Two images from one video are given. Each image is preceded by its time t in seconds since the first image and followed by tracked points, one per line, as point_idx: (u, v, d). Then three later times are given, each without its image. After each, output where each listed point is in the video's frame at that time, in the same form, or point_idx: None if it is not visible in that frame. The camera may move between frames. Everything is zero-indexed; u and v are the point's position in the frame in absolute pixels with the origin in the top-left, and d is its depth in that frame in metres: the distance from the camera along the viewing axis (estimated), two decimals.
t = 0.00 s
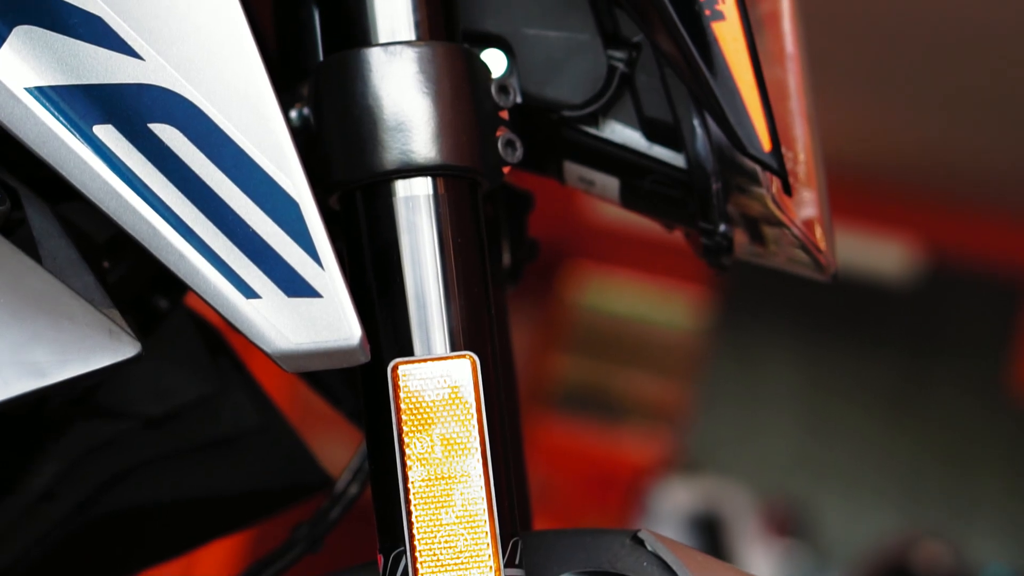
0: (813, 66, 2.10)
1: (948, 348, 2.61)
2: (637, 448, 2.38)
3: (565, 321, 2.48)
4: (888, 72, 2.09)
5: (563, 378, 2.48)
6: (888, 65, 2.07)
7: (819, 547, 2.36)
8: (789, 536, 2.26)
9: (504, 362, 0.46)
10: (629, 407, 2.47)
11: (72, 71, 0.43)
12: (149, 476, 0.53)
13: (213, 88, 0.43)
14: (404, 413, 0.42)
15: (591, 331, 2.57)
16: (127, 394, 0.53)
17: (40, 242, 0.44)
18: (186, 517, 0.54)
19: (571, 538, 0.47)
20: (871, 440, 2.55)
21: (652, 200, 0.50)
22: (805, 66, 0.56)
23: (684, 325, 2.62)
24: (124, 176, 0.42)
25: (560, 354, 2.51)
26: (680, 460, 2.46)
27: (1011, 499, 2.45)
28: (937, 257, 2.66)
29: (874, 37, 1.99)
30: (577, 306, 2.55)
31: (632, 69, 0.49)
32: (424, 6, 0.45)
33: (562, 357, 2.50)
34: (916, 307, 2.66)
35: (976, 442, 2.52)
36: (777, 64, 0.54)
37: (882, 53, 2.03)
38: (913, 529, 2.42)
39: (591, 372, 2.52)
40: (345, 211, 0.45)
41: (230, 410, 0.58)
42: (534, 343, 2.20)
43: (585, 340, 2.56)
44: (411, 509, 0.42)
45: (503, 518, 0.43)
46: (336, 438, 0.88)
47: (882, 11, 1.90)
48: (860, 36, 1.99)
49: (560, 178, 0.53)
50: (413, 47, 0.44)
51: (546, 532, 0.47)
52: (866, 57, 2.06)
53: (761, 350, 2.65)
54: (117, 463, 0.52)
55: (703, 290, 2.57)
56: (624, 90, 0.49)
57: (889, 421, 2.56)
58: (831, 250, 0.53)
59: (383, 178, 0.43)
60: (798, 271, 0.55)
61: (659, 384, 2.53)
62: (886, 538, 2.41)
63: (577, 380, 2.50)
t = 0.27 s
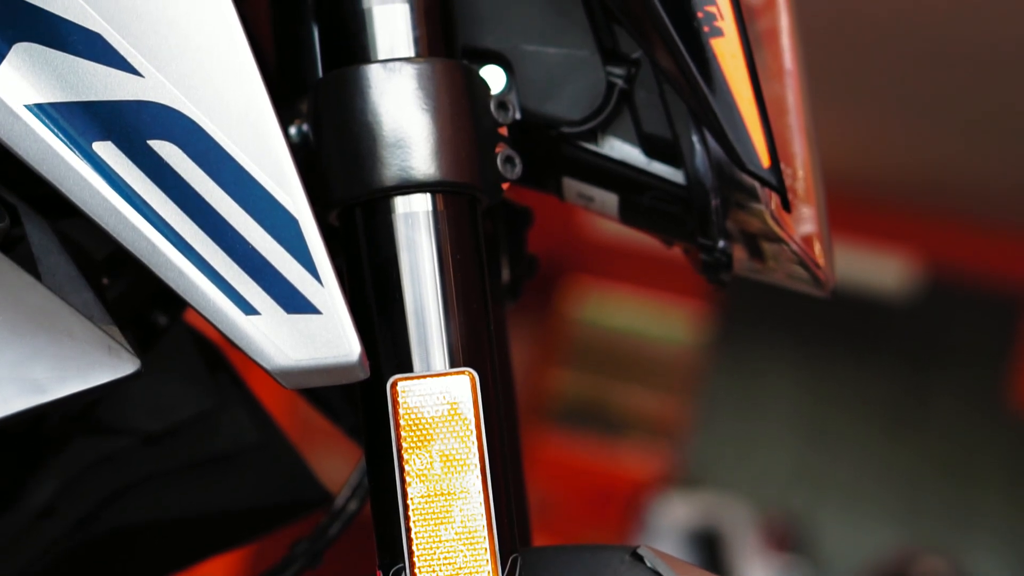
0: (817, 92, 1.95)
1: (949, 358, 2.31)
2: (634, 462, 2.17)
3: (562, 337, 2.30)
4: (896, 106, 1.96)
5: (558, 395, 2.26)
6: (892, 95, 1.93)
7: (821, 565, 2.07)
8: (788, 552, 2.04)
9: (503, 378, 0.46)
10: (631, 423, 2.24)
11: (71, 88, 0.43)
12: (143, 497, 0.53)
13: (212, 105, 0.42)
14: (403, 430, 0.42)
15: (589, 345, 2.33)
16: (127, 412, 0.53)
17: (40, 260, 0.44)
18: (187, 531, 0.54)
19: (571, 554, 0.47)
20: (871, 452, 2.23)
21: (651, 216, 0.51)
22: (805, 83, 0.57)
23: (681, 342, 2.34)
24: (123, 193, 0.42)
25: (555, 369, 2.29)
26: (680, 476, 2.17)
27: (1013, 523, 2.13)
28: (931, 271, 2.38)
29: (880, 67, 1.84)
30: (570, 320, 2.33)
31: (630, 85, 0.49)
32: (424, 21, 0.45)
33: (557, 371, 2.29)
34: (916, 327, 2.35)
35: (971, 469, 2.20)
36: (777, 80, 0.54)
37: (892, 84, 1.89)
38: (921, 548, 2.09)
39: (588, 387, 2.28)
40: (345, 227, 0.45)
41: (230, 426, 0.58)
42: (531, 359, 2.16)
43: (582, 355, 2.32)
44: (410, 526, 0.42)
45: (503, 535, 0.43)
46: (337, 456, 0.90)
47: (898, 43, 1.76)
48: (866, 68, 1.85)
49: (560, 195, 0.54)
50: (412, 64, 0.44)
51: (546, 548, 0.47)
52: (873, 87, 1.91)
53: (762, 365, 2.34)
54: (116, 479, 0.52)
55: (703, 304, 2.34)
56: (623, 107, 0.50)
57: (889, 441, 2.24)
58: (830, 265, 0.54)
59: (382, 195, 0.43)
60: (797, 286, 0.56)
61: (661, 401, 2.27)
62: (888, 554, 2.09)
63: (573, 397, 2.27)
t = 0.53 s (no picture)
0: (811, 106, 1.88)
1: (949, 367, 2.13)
2: (632, 478, 2.18)
3: (560, 350, 2.30)
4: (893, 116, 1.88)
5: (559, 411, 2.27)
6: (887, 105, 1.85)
7: None
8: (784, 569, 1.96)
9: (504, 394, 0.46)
10: (630, 439, 2.25)
11: (72, 105, 0.43)
12: (144, 513, 0.54)
13: (212, 123, 0.43)
14: (403, 447, 0.42)
15: (590, 360, 2.33)
16: (127, 428, 0.54)
17: (40, 276, 0.44)
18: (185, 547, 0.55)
19: (572, 570, 0.47)
20: (869, 465, 2.10)
21: (650, 232, 0.51)
22: (804, 98, 0.56)
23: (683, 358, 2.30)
24: (123, 211, 0.42)
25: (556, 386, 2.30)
26: (679, 491, 2.12)
27: (1019, 538, 1.99)
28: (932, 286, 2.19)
29: (875, 72, 1.77)
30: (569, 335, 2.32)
31: (630, 102, 0.50)
32: (423, 39, 0.45)
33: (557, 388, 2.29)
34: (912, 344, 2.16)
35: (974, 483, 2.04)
36: (775, 97, 0.55)
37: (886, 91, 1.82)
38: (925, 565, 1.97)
39: (588, 403, 2.29)
40: (345, 244, 0.45)
41: (229, 445, 0.57)
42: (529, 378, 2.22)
43: (581, 372, 2.32)
44: (410, 542, 0.42)
45: (504, 552, 0.43)
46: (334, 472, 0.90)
47: (889, 47, 1.70)
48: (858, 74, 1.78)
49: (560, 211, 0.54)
50: (411, 80, 0.44)
51: (549, 564, 0.47)
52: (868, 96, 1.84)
53: (762, 375, 2.19)
54: (115, 496, 0.53)
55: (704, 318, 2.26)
56: (622, 123, 0.50)
57: (889, 453, 2.10)
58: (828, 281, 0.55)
59: (381, 212, 0.43)
60: (796, 302, 0.57)
61: (662, 416, 2.27)
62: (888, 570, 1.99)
63: (574, 413, 2.27)
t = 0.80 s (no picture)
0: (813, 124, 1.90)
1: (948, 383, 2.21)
2: (632, 493, 2.19)
3: (559, 367, 2.32)
4: (895, 136, 1.89)
5: (559, 428, 2.29)
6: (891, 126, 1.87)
7: None
8: None
9: (502, 410, 0.46)
10: (629, 454, 2.27)
11: (71, 122, 0.42)
12: (143, 531, 0.54)
13: (211, 140, 0.43)
14: (401, 463, 0.42)
15: (590, 376, 2.35)
16: (127, 445, 0.53)
17: (39, 294, 0.44)
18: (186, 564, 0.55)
19: None
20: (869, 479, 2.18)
21: (648, 249, 0.52)
22: (801, 115, 0.56)
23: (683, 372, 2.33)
24: (121, 228, 0.42)
25: (556, 402, 2.31)
26: (676, 506, 2.18)
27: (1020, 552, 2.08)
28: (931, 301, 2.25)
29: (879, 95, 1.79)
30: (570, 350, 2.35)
31: (627, 118, 0.50)
32: (422, 55, 0.45)
33: (556, 404, 2.31)
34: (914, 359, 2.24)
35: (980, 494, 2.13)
36: (773, 113, 0.55)
37: (893, 96, 1.78)
38: None
39: (588, 420, 2.30)
40: (343, 261, 0.45)
41: (228, 462, 0.57)
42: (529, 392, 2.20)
43: (580, 387, 2.34)
44: (408, 559, 0.42)
45: (502, 571, 0.42)
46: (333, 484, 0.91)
47: (892, 71, 1.71)
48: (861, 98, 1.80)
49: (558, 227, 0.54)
50: (410, 97, 0.44)
51: None
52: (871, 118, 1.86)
53: (759, 397, 2.28)
54: (113, 515, 0.53)
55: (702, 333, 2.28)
56: (620, 141, 0.50)
57: (888, 466, 2.18)
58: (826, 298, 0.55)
59: (379, 229, 0.43)
60: (796, 318, 0.57)
61: (660, 431, 2.29)
62: None
63: (574, 430, 2.29)
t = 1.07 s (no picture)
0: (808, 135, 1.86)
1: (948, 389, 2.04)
2: (631, 512, 1.92)
3: (556, 382, 2.04)
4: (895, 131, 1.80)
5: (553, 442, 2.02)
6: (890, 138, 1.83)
7: None
8: None
9: (500, 428, 0.46)
10: (628, 469, 2.01)
11: (69, 140, 0.42)
12: (143, 548, 0.55)
13: (210, 158, 0.43)
14: (400, 480, 0.42)
15: (589, 393, 2.07)
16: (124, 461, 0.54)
17: (37, 312, 0.44)
18: None
19: None
20: (870, 489, 1.98)
21: (647, 265, 0.52)
22: (801, 130, 0.57)
23: (683, 389, 2.08)
24: (120, 246, 0.42)
25: (552, 416, 2.04)
26: (677, 522, 1.94)
27: None
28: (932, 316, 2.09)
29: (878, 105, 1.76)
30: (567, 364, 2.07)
31: (626, 135, 0.50)
32: (421, 72, 0.45)
33: (553, 418, 2.03)
34: (916, 374, 2.06)
35: (981, 508, 1.93)
36: (773, 129, 0.55)
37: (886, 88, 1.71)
38: None
39: (585, 435, 2.03)
40: (342, 278, 0.45)
41: (227, 478, 0.57)
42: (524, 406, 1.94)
43: (579, 402, 2.06)
44: None
45: None
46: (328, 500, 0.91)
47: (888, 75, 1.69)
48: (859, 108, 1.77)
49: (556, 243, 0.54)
50: (409, 114, 0.44)
51: None
52: (870, 130, 1.83)
53: (757, 408, 2.07)
54: (112, 531, 0.54)
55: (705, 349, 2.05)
56: (619, 157, 0.50)
57: (889, 476, 1.98)
58: (825, 314, 0.55)
59: (378, 246, 0.43)
60: (794, 335, 0.58)
61: (661, 448, 2.04)
62: None
63: (569, 446, 2.02)
